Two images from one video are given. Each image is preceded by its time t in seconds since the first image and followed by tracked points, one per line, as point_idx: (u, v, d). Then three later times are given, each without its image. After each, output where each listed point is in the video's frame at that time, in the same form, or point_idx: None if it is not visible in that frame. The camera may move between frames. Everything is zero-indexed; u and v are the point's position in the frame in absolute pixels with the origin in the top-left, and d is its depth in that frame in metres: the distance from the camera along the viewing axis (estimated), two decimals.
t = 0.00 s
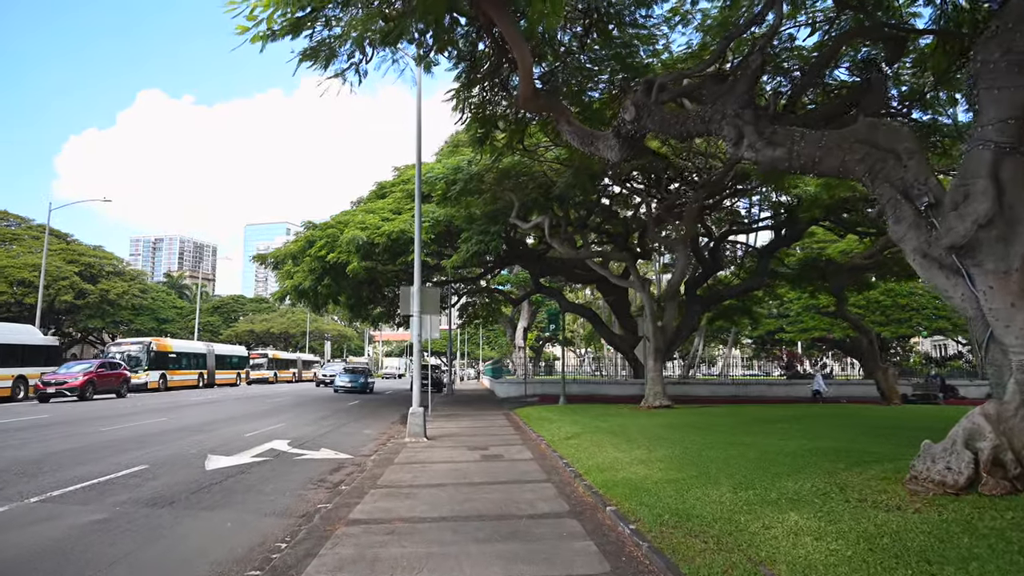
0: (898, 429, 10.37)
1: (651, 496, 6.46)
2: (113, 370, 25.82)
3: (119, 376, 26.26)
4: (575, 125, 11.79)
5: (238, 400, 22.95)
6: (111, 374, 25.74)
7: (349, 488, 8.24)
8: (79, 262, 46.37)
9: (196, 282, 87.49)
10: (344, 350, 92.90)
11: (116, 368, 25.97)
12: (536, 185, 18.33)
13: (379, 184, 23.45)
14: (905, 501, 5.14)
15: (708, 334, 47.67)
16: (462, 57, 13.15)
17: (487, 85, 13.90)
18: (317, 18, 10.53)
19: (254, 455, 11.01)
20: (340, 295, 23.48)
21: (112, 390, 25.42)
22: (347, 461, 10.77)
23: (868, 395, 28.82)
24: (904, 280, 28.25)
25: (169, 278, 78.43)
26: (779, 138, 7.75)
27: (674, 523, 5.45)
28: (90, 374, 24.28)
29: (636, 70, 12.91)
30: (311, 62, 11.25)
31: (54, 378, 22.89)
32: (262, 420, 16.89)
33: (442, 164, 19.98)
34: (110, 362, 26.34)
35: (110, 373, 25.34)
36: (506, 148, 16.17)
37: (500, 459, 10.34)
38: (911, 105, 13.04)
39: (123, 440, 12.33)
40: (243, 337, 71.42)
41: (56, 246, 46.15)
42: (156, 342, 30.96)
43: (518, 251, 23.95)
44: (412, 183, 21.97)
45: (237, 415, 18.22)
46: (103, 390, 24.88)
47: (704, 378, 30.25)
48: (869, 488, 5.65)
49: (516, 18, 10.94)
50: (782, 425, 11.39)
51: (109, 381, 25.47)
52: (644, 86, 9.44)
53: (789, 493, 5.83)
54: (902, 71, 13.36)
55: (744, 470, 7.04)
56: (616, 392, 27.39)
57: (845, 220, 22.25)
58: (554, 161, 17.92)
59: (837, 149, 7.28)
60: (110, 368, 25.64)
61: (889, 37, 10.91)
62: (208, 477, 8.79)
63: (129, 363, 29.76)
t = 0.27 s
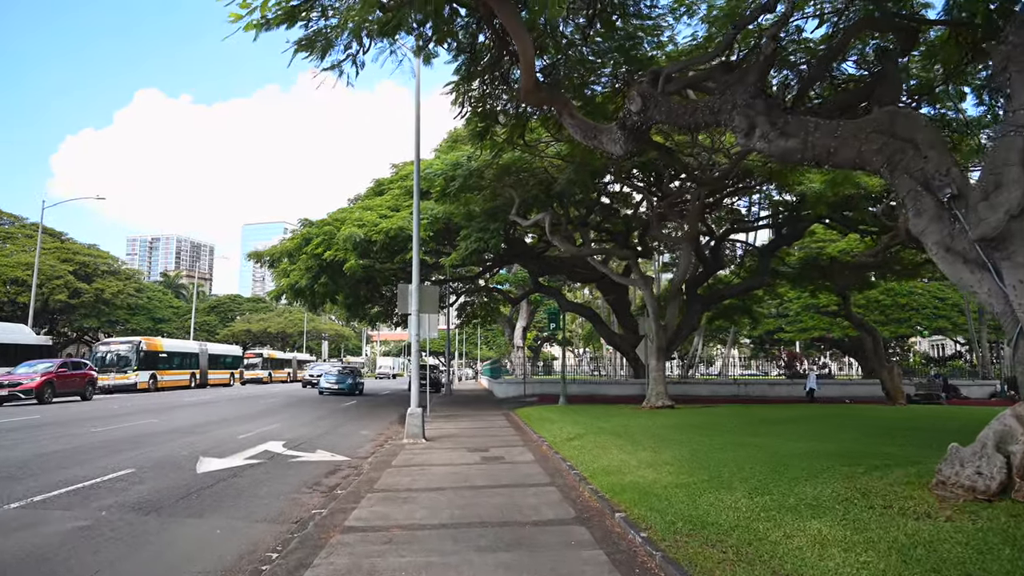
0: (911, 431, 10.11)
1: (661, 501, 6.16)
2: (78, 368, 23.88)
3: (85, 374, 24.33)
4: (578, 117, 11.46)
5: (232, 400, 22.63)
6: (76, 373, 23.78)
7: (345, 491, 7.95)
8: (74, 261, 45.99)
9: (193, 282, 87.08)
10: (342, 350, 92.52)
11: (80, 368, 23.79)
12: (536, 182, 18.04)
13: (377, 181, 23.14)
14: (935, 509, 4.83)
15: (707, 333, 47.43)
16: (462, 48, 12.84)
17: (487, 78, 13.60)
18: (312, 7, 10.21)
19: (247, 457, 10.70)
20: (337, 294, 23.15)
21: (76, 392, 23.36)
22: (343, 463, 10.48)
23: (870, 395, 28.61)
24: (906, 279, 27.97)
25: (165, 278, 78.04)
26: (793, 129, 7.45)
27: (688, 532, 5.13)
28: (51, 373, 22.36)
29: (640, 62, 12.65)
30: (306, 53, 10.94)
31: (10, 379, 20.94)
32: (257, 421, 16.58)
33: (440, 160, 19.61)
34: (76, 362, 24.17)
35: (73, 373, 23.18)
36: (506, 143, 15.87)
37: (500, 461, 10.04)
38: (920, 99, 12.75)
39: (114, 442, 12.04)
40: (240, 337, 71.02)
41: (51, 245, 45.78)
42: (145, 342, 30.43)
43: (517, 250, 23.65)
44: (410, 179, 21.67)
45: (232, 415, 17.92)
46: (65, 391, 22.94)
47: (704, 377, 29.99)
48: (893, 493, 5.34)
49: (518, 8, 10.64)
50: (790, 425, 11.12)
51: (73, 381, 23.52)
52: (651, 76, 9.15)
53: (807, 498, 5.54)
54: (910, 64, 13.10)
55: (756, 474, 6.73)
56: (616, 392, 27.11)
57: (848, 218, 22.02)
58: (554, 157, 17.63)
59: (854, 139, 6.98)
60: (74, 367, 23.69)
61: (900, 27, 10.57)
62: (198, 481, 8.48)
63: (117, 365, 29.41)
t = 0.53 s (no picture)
0: (910, 434, 9.90)
1: (659, 509, 5.85)
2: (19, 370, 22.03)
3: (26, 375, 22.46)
4: (569, 111, 11.11)
5: (214, 401, 22.16)
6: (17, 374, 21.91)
7: (327, 499, 7.60)
8: (53, 258, 45.06)
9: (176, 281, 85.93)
10: (327, 349, 91.73)
11: (21, 369, 22.09)
12: (525, 179, 17.74)
13: (362, 178, 22.72)
14: (952, 520, 4.56)
15: (694, 333, 47.36)
16: (450, 39, 12.49)
17: (476, 72, 13.26)
18: None
19: (226, 461, 10.32)
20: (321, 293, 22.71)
21: (15, 395, 21.71)
22: (326, 468, 10.12)
23: (858, 394, 28.58)
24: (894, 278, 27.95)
25: (148, 276, 76.92)
26: (794, 121, 7.19)
27: (691, 544, 4.82)
28: None
29: (633, 55, 12.36)
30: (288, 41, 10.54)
31: None
32: (238, 423, 16.14)
33: (427, 156, 19.24)
34: (16, 361, 22.44)
35: (12, 376, 21.47)
36: (494, 138, 15.56)
37: (489, 465, 9.71)
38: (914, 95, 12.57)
39: (87, 445, 11.59)
40: (224, 337, 70.10)
41: (29, 243, 44.82)
42: (120, 341, 29.66)
43: (505, 248, 23.32)
44: (396, 176, 21.27)
45: (213, 417, 17.46)
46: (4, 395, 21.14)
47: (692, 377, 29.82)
48: (905, 502, 5.06)
49: None
50: (786, 427, 10.87)
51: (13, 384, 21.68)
52: (646, 67, 8.87)
53: (815, 507, 5.24)
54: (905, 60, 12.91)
55: (757, 480, 6.44)
56: (604, 392, 26.87)
57: (838, 218, 21.93)
58: (543, 153, 17.32)
59: (858, 132, 6.72)
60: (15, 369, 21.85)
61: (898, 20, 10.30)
62: (173, 488, 8.11)
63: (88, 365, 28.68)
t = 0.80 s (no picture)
0: (912, 435, 9.64)
1: (658, 515, 5.53)
2: None
3: None
4: (562, 103, 10.78)
5: (196, 402, 21.67)
6: None
7: (310, 504, 7.24)
8: (35, 258, 44.26)
9: (161, 280, 84.93)
10: (315, 349, 90.99)
11: None
12: (516, 175, 17.43)
13: (349, 174, 22.30)
14: (976, 527, 4.26)
15: (684, 332, 47.23)
16: (440, 29, 12.16)
17: (466, 63, 12.92)
18: None
19: (206, 464, 9.94)
20: (307, 292, 22.27)
21: None
22: (310, 471, 9.75)
23: (849, 394, 28.48)
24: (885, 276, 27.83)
25: (133, 276, 76.03)
26: (798, 109, 6.94)
27: (696, 552, 4.51)
28: None
29: (626, 46, 12.03)
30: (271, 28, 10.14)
31: None
32: (221, 424, 15.70)
33: (415, 151, 18.88)
34: None
35: None
36: (485, 133, 15.24)
37: (480, 467, 9.37)
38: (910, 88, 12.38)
39: (61, 448, 11.16)
40: (210, 337, 69.27)
41: (11, 242, 44.03)
42: (98, 341, 29.03)
43: (493, 246, 22.96)
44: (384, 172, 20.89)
45: (195, 418, 17.00)
46: None
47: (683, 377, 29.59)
48: (921, 506, 4.77)
49: None
50: (785, 427, 10.59)
51: None
52: (644, 55, 8.62)
53: (826, 511, 4.94)
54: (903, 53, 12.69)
55: (762, 483, 6.14)
56: (594, 391, 26.60)
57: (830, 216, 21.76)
58: (535, 148, 16.99)
59: (865, 120, 6.48)
60: None
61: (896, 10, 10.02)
62: (148, 493, 7.73)
63: (65, 365, 28.04)
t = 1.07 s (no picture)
0: (916, 439, 9.38)
1: (664, 525, 5.20)
2: None
3: None
4: (557, 95, 10.40)
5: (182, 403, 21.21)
6: None
7: (295, 512, 6.88)
8: (19, 256, 43.55)
9: (150, 279, 84.07)
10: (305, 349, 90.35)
11: None
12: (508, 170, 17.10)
13: (338, 171, 21.89)
14: (1009, 542, 3.98)
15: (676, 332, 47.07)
16: (431, 20, 11.82)
17: (458, 56, 12.57)
18: None
19: (187, 468, 9.55)
20: (296, 291, 21.85)
21: None
22: (296, 475, 9.39)
23: (843, 394, 28.32)
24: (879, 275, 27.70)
25: (121, 275, 75.21)
26: (806, 99, 6.64)
27: (708, 568, 4.17)
28: None
29: (622, 37, 11.67)
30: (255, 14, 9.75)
31: None
32: (206, 426, 15.28)
33: (406, 147, 18.51)
34: None
35: None
36: (477, 128, 14.89)
37: (473, 471, 9.04)
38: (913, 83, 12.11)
39: (37, 452, 10.74)
40: (199, 336, 68.55)
41: None
42: (78, 340, 28.49)
43: (485, 245, 22.63)
44: (374, 168, 20.50)
45: (179, 419, 16.58)
46: None
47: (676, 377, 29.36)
48: (948, 519, 4.47)
49: None
50: (786, 429, 10.30)
51: None
52: (643, 44, 8.30)
53: (845, 523, 4.63)
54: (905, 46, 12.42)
55: (772, 490, 5.83)
56: (587, 392, 26.31)
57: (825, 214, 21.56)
58: (527, 143, 16.66)
59: (877, 110, 6.18)
60: None
61: None
62: (123, 500, 7.34)
63: (45, 364, 27.49)
